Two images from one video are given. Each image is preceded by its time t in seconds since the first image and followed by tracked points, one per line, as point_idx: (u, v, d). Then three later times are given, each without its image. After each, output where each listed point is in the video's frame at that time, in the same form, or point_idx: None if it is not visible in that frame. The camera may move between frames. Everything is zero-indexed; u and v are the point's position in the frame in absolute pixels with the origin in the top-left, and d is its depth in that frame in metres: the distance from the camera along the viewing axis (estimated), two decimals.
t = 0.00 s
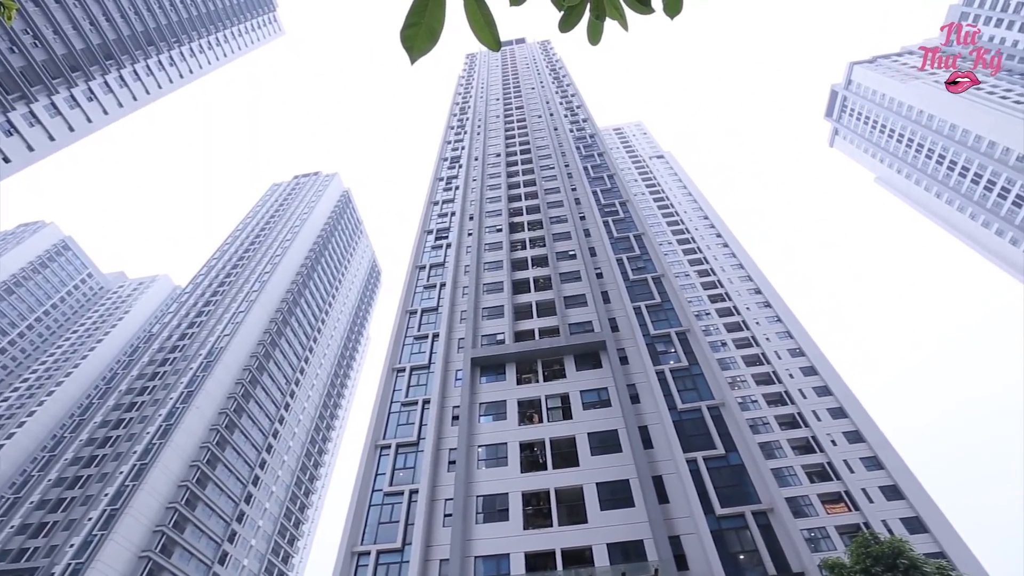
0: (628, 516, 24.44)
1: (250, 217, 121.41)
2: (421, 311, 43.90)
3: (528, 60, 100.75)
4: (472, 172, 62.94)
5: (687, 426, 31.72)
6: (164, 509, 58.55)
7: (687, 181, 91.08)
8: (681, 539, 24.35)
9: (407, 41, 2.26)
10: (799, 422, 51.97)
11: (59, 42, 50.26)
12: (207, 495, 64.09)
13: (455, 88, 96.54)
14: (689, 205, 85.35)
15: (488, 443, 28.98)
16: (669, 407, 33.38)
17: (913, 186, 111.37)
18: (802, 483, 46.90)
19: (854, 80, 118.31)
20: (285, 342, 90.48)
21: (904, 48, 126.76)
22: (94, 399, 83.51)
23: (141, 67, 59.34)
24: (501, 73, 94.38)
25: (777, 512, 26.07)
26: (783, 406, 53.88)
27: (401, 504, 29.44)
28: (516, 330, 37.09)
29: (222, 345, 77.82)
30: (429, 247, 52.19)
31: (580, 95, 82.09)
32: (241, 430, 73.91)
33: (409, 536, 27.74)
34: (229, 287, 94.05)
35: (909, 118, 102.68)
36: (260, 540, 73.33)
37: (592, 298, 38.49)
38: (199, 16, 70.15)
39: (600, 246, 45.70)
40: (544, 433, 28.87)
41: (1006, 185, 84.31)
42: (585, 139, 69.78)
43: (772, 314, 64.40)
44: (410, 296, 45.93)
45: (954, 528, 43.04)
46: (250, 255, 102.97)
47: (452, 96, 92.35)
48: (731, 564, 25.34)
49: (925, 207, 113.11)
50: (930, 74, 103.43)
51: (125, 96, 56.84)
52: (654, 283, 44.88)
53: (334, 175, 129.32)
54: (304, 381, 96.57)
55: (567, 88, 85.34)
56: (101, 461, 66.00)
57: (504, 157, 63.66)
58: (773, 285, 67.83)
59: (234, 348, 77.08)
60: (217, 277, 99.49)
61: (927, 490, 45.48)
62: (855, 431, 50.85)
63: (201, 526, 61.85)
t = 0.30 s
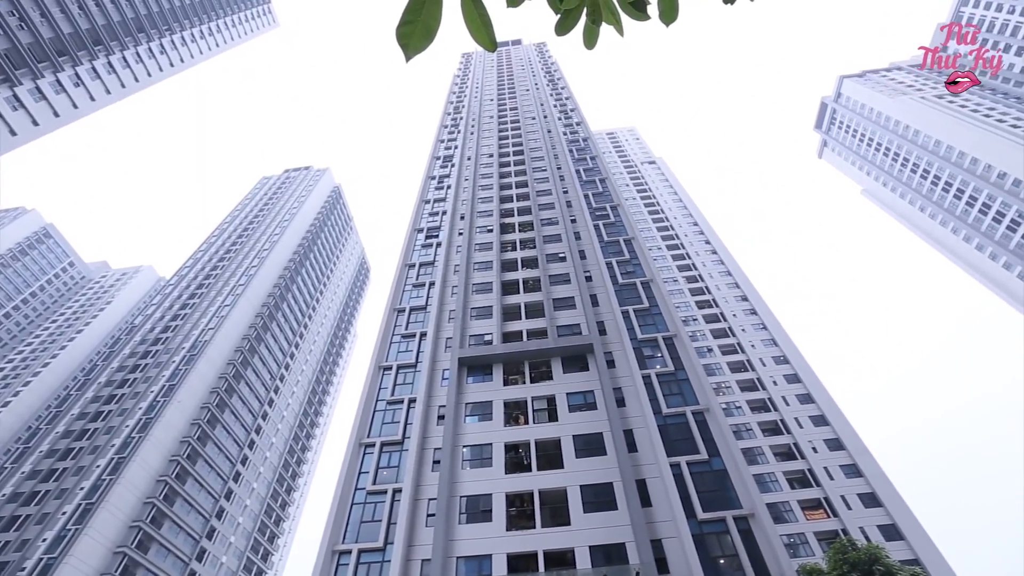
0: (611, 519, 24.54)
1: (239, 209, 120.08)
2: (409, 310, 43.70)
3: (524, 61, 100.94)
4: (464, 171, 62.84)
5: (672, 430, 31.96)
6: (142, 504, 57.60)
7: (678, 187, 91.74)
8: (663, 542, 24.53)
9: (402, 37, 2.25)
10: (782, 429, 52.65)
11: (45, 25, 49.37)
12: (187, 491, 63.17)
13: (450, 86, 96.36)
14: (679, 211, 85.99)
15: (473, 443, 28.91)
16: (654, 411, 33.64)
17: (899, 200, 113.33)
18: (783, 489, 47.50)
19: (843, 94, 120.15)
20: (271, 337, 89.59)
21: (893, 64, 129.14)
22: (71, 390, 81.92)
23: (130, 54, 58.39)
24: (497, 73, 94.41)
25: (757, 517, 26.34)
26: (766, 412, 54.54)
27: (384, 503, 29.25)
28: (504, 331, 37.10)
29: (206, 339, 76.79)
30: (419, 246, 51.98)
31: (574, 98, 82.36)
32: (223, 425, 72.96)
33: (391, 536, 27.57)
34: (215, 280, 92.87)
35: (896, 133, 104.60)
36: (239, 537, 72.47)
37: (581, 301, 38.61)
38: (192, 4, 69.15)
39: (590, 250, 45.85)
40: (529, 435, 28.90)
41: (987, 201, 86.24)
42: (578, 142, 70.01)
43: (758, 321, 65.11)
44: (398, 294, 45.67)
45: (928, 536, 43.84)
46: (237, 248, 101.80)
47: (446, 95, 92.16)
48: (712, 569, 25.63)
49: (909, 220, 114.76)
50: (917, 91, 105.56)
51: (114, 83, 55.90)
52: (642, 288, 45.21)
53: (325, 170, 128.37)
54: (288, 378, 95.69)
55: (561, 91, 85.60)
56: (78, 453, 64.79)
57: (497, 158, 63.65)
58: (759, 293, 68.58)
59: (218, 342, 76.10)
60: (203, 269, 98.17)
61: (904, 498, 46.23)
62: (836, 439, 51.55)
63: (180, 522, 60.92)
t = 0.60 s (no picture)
0: (594, 522, 24.64)
1: (227, 202, 118.86)
2: (398, 308, 43.52)
3: (519, 62, 101.13)
4: (457, 170, 62.79)
5: (657, 434, 32.19)
6: (119, 499, 56.60)
7: (669, 193, 92.31)
8: (645, 545, 24.69)
9: (397, 33, 2.22)
10: (765, 435, 53.30)
11: (33, 8, 48.51)
12: (166, 486, 62.27)
13: (445, 85, 96.27)
14: (669, 217, 86.54)
15: (459, 443, 28.87)
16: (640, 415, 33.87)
17: (885, 212, 115.08)
18: (764, 495, 48.11)
19: (833, 106, 121.98)
20: (256, 332, 88.67)
21: (882, 78, 131.22)
22: (49, 381, 80.33)
23: (120, 40, 57.51)
24: (492, 74, 94.52)
25: (738, 522, 26.66)
26: (750, 418, 55.19)
27: (367, 501, 29.06)
28: (493, 331, 37.10)
29: (190, 332, 75.77)
30: (409, 244, 51.80)
31: (569, 101, 82.68)
32: (205, 420, 72.04)
33: (374, 534, 27.40)
34: (201, 272, 91.64)
35: (883, 146, 106.33)
36: (219, 534, 71.67)
37: (570, 303, 38.72)
38: None
39: (581, 252, 45.97)
40: (514, 436, 28.93)
41: (969, 216, 87.92)
42: (571, 145, 70.25)
43: (744, 328, 65.72)
44: (387, 292, 45.45)
45: (904, 543, 44.54)
46: (224, 241, 100.57)
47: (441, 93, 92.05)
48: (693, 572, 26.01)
49: (894, 233, 116.50)
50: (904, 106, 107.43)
51: (102, 69, 55.02)
52: (631, 292, 45.51)
53: (316, 165, 127.49)
54: (273, 373, 94.77)
55: (556, 93, 85.79)
56: (54, 446, 63.57)
57: (490, 158, 63.68)
58: (746, 300, 69.27)
59: (202, 336, 75.13)
60: (189, 261, 96.90)
61: (882, 505, 46.96)
62: (818, 446, 52.15)
63: (157, 518, 60.01)
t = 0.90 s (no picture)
0: (578, 524, 24.70)
1: (216, 194, 117.51)
2: (387, 306, 43.28)
3: (515, 64, 101.29)
4: (450, 170, 62.66)
5: (643, 438, 32.36)
6: (97, 494, 55.64)
7: (660, 198, 92.88)
8: (628, 548, 24.80)
9: (391, 32, 2.12)
10: (749, 440, 53.78)
11: None
12: (146, 480, 61.50)
13: (440, 83, 96.08)
14: (660, 222, 87.06)
15: (445, 443, 28.79)
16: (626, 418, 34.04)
17: (871, 223, 116.86)
18: (747, 500, 48.52)
19: (823, 117, 123.64)
20: (242, 327, 87.80)
21: (872, 91, 133.25)
22: (28, 372, 78.73)
23: (110, 27, 56.65)
24: (487, 74, 94.52)
25: (720, 526, 26.87)
26: (735, 423, 55.68)
27: (350, 500, 28.85)
28: (481, 332, 37.08)
29: (174, 325, 74.72)
30: (400, 242, 51.52)
31: (563, 103, 82.91)
32: (187, 415, 71.18)
33: (356, 533, 27.21)
34: (187, 265, 90.42)
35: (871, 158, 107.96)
36: (199, 530, 71.01)
37: (559, 305, 38.78)
38: None
39: (572, 255, 46.06)
40: (501, 437, 28.92)
41: (952, 230, 89.84)
42: (565, 147, 70.43)
43: (731, 334, 66.29)
44: (376, 289, 45.19)
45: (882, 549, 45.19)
46: (212, 234, 99.38)
47: (436, 92, 91.85)
48: None
49: (879, 244, 118.28)
50: (892, 119, 109.26)
51: (90, 55, 54.21)
52: (621, 295, 45.76)
53: (308, 160, 126.57)
54: (258, 369, 93.89)
55: (550, 96, 85.98)
56: (31, 438, 62.31)
57: (483, 159, 63.64)
58: (734, 307, 69.87)
59: (187, 330, 74.15)
60: (176, 253, 95.55)
61: (861, 512, 47.61)
62: (800, 453, 52.66)
63: (136, 513, 59.23)
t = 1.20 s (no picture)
0: (561, 526, 24.78)
1: (205, 186, 116.03)
2: (375, 303, 43.05)
3: (510, 65, 101.40)
4: (442, 169, 62.51)
5: (628, 441, 32.57)
6: (72, 488, 54.62)
7: (651, 203, 93.46)
8: (611, 551, 24.94)
9: (387, 29, 2.12)
10: (732, 446, 54.36)
11: None
12: (124, 475, 60.63)
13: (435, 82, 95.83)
14: (650, 227, 87.54)
15: (430, 442, 28.71)
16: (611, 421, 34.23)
17: (856, 234, 118.69)
18: (728, 505, 49.12)
19: (813, 128, 125.30)
20: (227, 321, 86.85)
21: (861, 104, 135.25)
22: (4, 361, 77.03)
23: (101, 12, 55.74)
24: (482, 74, 94.51)
25: (702, 530, 27.11)
26: (719, 428, 56.22)
27: (333, 498, 28.64)
28: (470, 332, 37.04)
29: (158, 318, 73.59)
30: (390, 239, 51.26)
31: (557, 106, 83.12)
32: (168, 409, 70.27)
33: (338, 532, 27.01)
34: (173, 257, 89.16)
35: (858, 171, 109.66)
36: (177, 526, 70.38)
37: (548, 307, 38.88)
38: None
39: (562, 257, 46.15)
40: (486, 437, 28.91)
41: (935, 243, 91.78)
42: (558, 150, 70.57)
43: (718, 340, 66.87)
44: (364, 286, 44.94)
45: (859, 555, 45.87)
46: (199, 226, 98.13)
47: (430, 90, 91.57)
48: None
49: (863, 255, 120.19)
50: (880, 133, 111.12)
51: (78, 41, 53.51)
52: (609, 299, 45.97)
53: (299, 154, 125.47)
54: (242, 364, 92.94)
55: (545, 98, 86.15)
56: (5, 428, 60.94)
57: (476, 159, 63.57)
58: (721, 313, 70.46)
59: (171, 323, 73.11)
60: (161, 244, 94.12)
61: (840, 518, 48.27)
62: (782, 459, 53.25)
63: (113, 508, 58.41)
